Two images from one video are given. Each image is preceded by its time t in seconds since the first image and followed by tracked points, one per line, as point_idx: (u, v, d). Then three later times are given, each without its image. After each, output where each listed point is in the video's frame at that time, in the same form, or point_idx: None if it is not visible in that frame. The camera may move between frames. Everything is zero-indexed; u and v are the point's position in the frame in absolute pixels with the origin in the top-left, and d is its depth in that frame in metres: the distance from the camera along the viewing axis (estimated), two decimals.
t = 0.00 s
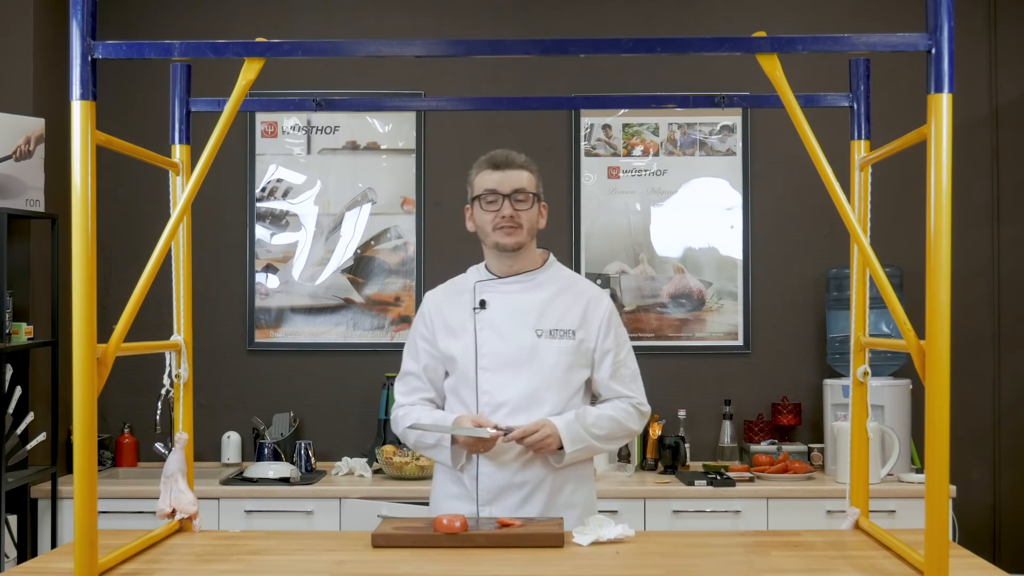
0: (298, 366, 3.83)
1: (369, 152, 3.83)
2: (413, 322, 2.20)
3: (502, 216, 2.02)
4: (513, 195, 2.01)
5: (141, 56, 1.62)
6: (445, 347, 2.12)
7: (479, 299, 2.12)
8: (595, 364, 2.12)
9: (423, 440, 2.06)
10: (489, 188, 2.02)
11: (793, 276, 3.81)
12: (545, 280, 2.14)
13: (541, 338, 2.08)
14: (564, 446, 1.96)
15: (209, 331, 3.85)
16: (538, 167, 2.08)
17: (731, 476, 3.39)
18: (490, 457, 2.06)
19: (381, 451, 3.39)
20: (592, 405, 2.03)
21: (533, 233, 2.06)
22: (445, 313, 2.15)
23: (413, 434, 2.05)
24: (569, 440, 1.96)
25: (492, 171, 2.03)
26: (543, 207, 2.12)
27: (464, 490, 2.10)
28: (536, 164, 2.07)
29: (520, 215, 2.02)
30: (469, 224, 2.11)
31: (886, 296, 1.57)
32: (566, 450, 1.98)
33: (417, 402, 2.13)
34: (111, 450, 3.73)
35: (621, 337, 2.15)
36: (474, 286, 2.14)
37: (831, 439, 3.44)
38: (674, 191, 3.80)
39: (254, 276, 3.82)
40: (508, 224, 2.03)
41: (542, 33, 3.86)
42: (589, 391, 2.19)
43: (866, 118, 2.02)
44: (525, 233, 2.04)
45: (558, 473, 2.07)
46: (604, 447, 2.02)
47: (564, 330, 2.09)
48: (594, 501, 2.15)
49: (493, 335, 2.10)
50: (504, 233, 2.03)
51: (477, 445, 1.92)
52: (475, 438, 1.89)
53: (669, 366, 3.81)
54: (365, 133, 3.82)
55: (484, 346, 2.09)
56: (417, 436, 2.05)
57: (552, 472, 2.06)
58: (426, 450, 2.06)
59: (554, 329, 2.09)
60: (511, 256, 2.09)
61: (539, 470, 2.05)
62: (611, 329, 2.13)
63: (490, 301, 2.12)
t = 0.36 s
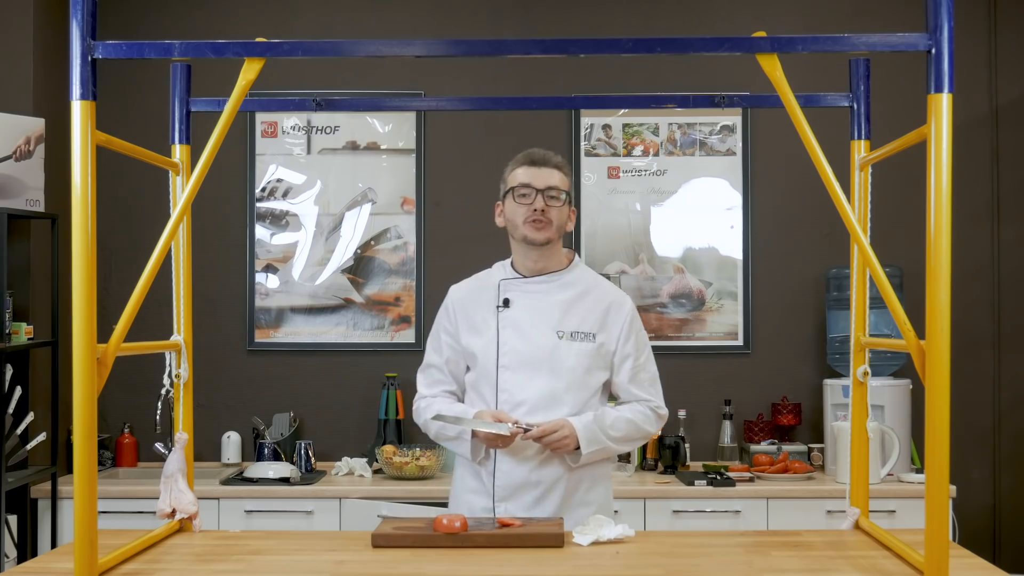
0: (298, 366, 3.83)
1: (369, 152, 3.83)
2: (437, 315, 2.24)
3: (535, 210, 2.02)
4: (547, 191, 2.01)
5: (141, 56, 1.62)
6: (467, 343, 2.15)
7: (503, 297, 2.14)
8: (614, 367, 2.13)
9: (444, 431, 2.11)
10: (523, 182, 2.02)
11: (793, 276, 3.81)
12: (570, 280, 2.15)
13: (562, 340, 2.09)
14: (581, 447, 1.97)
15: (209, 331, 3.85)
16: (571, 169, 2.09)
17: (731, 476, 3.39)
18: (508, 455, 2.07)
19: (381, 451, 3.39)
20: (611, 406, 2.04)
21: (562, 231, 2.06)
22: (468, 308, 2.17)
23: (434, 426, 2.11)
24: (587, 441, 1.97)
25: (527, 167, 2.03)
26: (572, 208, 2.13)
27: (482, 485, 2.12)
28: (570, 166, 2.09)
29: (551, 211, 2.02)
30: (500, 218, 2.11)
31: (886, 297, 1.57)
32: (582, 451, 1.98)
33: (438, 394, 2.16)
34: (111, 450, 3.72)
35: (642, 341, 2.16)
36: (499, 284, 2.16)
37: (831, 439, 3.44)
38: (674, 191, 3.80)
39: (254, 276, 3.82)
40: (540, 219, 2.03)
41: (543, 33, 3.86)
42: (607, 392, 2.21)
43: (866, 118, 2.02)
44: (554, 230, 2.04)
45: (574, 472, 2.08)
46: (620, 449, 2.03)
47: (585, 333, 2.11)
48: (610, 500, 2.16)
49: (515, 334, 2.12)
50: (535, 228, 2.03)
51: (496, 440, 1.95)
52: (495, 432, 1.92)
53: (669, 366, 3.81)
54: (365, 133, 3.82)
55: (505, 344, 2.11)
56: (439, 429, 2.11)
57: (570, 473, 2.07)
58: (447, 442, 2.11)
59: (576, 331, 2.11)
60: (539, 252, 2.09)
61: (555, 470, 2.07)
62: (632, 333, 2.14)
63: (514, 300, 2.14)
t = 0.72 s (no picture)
0: (298, 366, 3.83)
1: (369, 152, 3.83)
2: (453, 312, 2.26)
3: (550, 211, 2.01)
4: (562, 192, 2.00)
5: (141, 56, 1.62)
6: (480, 342, 2.17)
7: (516, 297, 2.15)
8: (625, 367, 2.12)
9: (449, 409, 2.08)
10: (539, 183, 2.02)
11: (793, 276, 3.81)
12: (584, 280, 2.14)
13: (573, 341, 2.11)
14: (579, 413, 1.94)
15: (209, 332, 3.85)
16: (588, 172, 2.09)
17: (731, 476, 3.39)
18: (517, 453, 2.09)
19: (381, 451, 3.39)
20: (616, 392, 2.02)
21: (577, 233, 2.05)
22: (483, 307, 2.19)
23: (443, 407, 2.08)
24: (586, 409, 1.94)
25: (544, 168, 2.04)
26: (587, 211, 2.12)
27: (490, 481, 2.13)
28: (587, 169, 2.08)
29: (567, 213, 2.02)
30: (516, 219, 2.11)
31: (886, 297, 1.57)
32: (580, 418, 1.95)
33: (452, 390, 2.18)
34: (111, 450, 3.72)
35: (653, 342, 2.14)
36: (513, 283, 2.17)
37: (831, 439, 3.44)
38: (674, 191, 3.80)
39: (254, 276, 3.82)
40: (555, 220, 2.02)
41: (543, 33, 3.86)
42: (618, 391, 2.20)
43: (866, 118, 2.02)
44: (570, 231, 2.04)
45: (582, 473, 2.08)
46: (624, 435, 2.00)
47: (596, 334, 2.11)
48: (618, 503, 2.15)
49: (527, 334, 2.13)
50: (550, 229, 2.03)
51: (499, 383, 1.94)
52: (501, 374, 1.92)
53: (669, 366, 3.81)
54: (365, 133, 3.82)
55: (517, 344, 2.13)
56: (448, 405, 2.07)
57: (577, 471, 2.07)
58: (454, 422, 2.07)
59: (587, 333, 2.11)
60: (554, 253, 2.09)
61: (563, 470, 2.07)
62: (642, 333, 2.13)
63: (527, 300, 2.15)
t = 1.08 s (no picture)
0: (298, 366, 3.83)
1: (369, 152, 3.83)
2: (457, 310, 2.25)
3: (558, 215, 2.02)
4: (572, 196, 2.00)
5: (141, 56, 1.62)
6: (486, 342, 2.16)
7: (523, 297, 2.15)
8: (628, 370, 2.13)
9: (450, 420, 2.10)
10: (549, 185, 2.01)
11: (792, 276, 3.81)
12: (590, 282, 2.15)
13: (577, 342, 2.11)
14: (586, 440, 1.95)
15: (208, 332, 3.85)
16: (598, 174, 2.08)
17: (731, 476, 3.39)
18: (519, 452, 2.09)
19: (381, 451, 3.39)
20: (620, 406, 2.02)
21: (585, 237, 2.06)
22: (488, 306, 2.18)
23: (446, 416, 2.09)
24: (593, 435, 1.95)
25: (554, 170, 2.03)
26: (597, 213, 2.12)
27: (492, 480, 2.13)
28: (598, 171, 2.08)
29: (575, 217, 2.02)
30: (525, 219, 2.11)
31: (886, 297, 1.57)
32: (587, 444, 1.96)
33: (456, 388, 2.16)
34: (111, 450, 3.72)
35: (656, 345, 2.16)
36: (520, 283, 2.17)
37: (831, 439, 3.44)
38: (674, 191, 3.80)
39: (254, 276, 3.82)
40: (564, 224, 2.03)
41: (543, 33, 3.86)
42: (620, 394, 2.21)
43: (866, 118, 2.02)
44: (577, 235, 2.04)
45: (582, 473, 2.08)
46: (628, 450, 2.01)
47: (601, 336, 2.12)
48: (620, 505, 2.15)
49: (532, 334, 2.12)
50: (558, 232, 2.03)
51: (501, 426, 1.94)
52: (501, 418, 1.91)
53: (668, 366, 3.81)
54: (366, 133, 3.82)
55: (523, 344, 2.12)
56: (450, 418, 2.09)
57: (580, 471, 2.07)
58: (456, 433, 2.09)
59: (592, 334, 2.12)
60: (561, 256, 2.10)
61: (564, 470, 2.07)
62: (646, 336, 2.14)
63: (534, 300, 2.15)
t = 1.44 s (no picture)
0: (298, 366, 3.83)
1: (369, 152, 3.83)
2: (459, 309, 2.25)
3: (559, 217, 2.02)
4: (572, 198, 2.00)
5: (141, 56, 1.62)
6: (487, 341, 2.17)
7: (525, 298, 2.15)
8: (633, 372, 2.13)
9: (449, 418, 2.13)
10: (550, 188, 2.01)
11: (792, 276, 3.81)
12: (593, 284, 2.14)
13: (580, 344, 2.10)
14: (597, 461, 1.97)
15: (208, 331, 3.85)
16: (600, 174, 2.08)
17: (731, 476, 3.39)
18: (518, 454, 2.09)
19: (381, 451, 3.39)
20: (631, 415, 2.04)
21: (587, 238, 2.06)
22: (490, 306, 2.18)
23: (448, 420, 2.10)
24: (604, 456, 1.97)
25: (555, 172, 2.03)
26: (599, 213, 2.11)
27: (492, 480, 2.13)
28: (599, 171, 2.07)
29: (576, 218, 2.02)
30: (526, 221, 2.11)
31: (886, 297, 1.57)
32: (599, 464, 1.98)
33: (456, 387, 2.19)
34: (111, 450, 3.72)
35: (663, 347, 2.14)
36: (522, 284, 2.17)
37: (831, 439, 3.44)
38: (674, 191, 3.80)
39: (254, 276, 3.82)
40: (565, 226, 2.03)
41: (543, 33, 3.86)
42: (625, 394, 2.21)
43: (866, 118, 2.02)
44: (579, 237, 2.04)
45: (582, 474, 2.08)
46: (637, 457, 2.03)
47: (603, 338, 2.11)
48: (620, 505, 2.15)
49: (534, 335, 2.13)
50: (559, 235, 2.03)
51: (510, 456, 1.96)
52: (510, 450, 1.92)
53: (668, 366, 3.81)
54: (366, 133, 3.82)
55: (525, 345, 2.12)
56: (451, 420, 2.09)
57: (580, 471, 2.07)
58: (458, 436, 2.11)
59: (595, 336, 2.11)
60: (563, 258, 2.09)
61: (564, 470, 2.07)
62: (652, 339, 2.13)
63: (536, 301, 2.15)
